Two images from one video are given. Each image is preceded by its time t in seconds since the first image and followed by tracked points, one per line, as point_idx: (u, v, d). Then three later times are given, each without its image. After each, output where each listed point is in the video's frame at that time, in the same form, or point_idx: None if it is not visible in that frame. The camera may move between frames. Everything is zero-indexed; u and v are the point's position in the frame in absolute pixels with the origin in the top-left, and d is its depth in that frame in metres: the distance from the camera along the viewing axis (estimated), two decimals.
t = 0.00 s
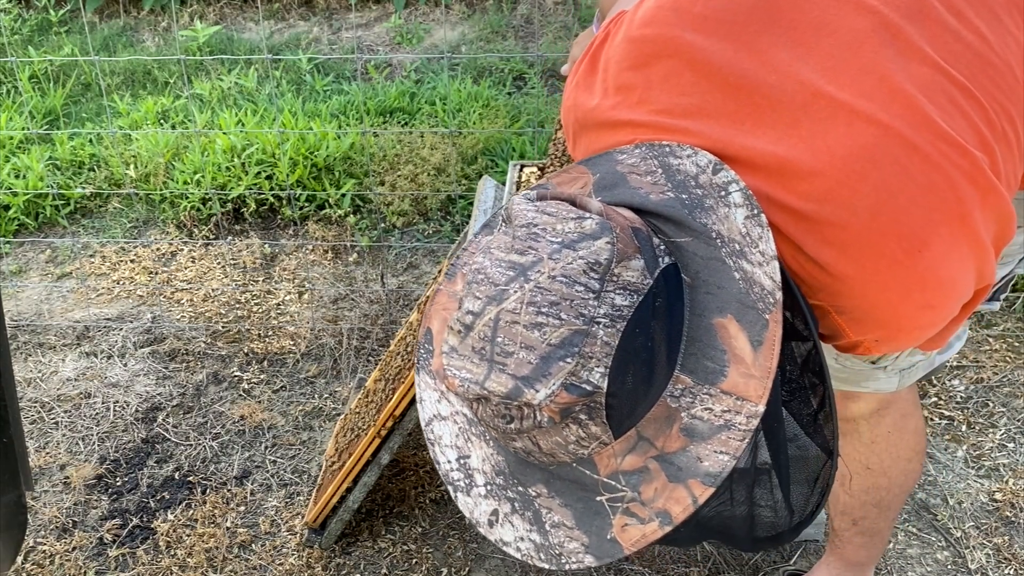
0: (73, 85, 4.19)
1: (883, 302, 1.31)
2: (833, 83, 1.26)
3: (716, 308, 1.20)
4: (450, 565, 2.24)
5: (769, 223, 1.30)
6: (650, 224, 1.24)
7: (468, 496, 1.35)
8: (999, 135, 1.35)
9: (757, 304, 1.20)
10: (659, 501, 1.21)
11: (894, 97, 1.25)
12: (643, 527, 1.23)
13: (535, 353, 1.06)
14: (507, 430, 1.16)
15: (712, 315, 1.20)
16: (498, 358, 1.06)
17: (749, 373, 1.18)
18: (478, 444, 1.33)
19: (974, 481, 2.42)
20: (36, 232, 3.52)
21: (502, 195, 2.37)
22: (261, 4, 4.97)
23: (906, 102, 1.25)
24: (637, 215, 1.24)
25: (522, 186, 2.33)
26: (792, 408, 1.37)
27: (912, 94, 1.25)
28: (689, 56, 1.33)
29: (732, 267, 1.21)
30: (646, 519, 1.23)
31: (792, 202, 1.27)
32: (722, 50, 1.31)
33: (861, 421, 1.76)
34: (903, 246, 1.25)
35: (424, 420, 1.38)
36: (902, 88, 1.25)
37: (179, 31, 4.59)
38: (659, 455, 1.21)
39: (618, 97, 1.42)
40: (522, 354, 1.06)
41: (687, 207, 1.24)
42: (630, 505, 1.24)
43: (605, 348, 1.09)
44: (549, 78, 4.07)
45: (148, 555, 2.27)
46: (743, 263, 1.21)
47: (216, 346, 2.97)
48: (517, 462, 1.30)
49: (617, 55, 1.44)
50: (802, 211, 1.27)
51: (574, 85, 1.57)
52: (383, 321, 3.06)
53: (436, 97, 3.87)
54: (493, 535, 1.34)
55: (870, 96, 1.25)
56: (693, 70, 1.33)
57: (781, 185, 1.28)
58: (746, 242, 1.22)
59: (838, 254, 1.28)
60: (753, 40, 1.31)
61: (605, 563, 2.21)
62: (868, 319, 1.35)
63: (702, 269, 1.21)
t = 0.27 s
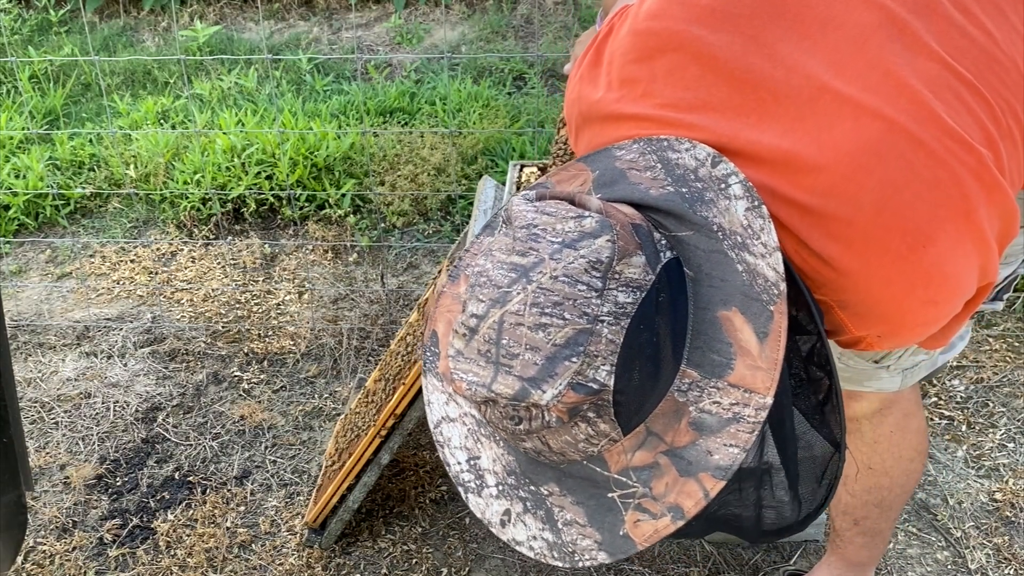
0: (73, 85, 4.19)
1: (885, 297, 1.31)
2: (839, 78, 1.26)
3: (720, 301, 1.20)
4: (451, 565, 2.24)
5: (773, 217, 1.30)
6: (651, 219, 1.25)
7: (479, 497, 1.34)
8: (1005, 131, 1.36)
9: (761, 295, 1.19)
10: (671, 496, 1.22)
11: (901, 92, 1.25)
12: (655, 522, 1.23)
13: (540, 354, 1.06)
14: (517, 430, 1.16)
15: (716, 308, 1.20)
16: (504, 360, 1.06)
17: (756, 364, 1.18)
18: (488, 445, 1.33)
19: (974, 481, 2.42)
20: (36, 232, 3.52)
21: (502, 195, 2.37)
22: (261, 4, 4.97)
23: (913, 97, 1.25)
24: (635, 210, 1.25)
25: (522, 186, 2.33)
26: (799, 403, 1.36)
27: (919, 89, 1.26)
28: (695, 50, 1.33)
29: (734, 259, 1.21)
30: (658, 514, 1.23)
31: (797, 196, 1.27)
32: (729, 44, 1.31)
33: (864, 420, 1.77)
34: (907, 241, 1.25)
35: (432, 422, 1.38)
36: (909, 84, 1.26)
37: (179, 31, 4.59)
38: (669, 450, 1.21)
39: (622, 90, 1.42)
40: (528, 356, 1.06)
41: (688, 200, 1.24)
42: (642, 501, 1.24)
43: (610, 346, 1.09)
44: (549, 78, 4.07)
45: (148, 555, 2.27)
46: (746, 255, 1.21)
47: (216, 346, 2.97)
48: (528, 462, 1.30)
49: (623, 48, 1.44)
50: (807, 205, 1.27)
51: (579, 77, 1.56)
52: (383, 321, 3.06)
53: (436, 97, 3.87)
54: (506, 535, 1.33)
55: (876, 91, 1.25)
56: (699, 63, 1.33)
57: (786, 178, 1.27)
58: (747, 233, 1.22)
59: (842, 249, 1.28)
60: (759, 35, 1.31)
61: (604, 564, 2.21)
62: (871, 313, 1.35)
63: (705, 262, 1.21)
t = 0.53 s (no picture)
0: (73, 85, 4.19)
1: (889, 295, 1.30)
2: (842, 75, 1.26)
3: (727, 299, 1.20)
4: (451, 565, 2.24)
5: (776, 216, 1.29)
6: (652, 221, 1.25)
7: (503, 510, 1.35)
8: (1006, 128, 1.36)
9: (767, 290, 1.19)
10: (692, 496, 1.22)
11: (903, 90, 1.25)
12: (680, 524, 1.23)
13: (551, 365, 1.05)
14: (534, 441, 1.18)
15: (724, 306, 1.19)
16: (516, 373, 1.06)
17: (768, 360, 1.17)
18: (508, 459, 1.34)
19: (974, 481, 2.42)
20: (36, 232, 3.52)
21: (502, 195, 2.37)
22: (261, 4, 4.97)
23: (916, 94, 1.25)
24: (636, 213, 1.25)
25: (522, 186, 2.33)
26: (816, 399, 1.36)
27: (921, 86, 1.26)
28: (697, 48, 1.33)
29: (738, 256, 1.20)
30: (682, 515, 1.23)
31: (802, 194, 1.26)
32: (731, 42, 1.31)
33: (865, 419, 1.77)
34: (911, 238, 1.25)
35: (451, 438, 1.38)
36: (911, 81, 1.26)
37: (179, 31, 4.59)
38: (687, 452, 1.21)
39: (624, 90, 1.42)
40: (540, 368, 1.05)
41: (687, 200, 1.25)
42: (664, 504, 1.24)
43: (621, 351, 1.09)
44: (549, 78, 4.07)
45: (148, 556, 2.27)
46: (749, 252, 1.21)
47: (216, 347, 2.97)
48: (549, 472, 1.31)
49: (624, 47, 1.44)
50: (811, 203, 1.26)
51: (579, 77, 1.56)
52: (383, 321, 3.06)
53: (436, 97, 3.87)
54: (532, 546, 1.34)
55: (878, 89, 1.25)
56: (701, 62, 1.33)
57: (790, 176, 1.27)
58: (749, 229, 1.22)
59: (847, 247, 1.27)
60: (761, 33, 1.31)
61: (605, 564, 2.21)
62: (873, 311, 1.35)
63: (709, 261, 1.21)
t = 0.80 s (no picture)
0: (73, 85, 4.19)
1: (888, 285, 1.31)
2: (841, 65, 1.26)
3: (726, 289, 1.20)
4: (450, 565, 2.24)
5: (776, 205, 1.30)
6: (650, 213, 1.25)
7: (509, 508, 1.34)
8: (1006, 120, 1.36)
9: (766, 278, 1.20)
10: (698, 486, 1.22)
11: (902, 79, 1.25)
12: (686, 515, 1.23)
13: (552, 361, 1.06)
14: (537, 438, 1.17)
15: (723, 297, 1.20)
16: (518, 370, 1.06)
17: (770, 347, 1.18)
18: (512, 456, 1.34)
19: (975, 481, 2.42)
20: (36, 232, 3.51)
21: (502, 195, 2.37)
22: (261, 5, 4.97)
23: (915, 84, 1.25)
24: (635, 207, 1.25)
25: (522, 186, 2.33)
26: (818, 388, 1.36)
27: (920, 76, 1.26)
28: (696, 38, 1.33)
29: (735, 245, 1.21)
30: (687, 507, 1.23)
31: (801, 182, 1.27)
32: (728, 33, 1.32)
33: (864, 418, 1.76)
34: (911, 228, 1.25)
35: (455, 437, 1.38)
36: (910, 71, 1.26)
37: (179, 31, 4.59)
38: (691, 443, 1.21)
39: (622, 81, 1.41)
40: (540, 363, 1.06)
41: (684, 190, 1.25)
42: (669, 496, 1.24)
43: (622, 344, 1.10)
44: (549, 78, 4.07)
45: (149, 555, 2.27)
46: (747, 240, 1.21)
47: (216, 347, 2.97)
48: (552, 467, 1.30)
49: (622, 37, 1.43)
50: (810, 191, 1.26)
51: (579, 69, 1.55)
52: (383, 321, 3.06)
53: (436, 97, 3.87)
54: (539, 543, 1.33)
55: (876, 78, 1.25)
56: (700, 51, 1.33)
57: (789, 165, 1.27)
58: (746, 218, 1.22)
59: (845, 236, 1.28)
60: (759, 24, 1.31)
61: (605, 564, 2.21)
62: (872, 302, 1.35)
63: (707, 251, 1.22)
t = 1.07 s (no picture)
0: (73, 85, 4.20)
1: (863, 221, 1.11)
2: None
3: (678, 157, 0.98)
4: (450, 565, 2.24)
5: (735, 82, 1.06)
6: (615, 84, 1.02)
7: (458, 362, 1.17)
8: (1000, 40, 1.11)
9: (716, 151, 0.97)
10: (628, 348, 1.02)
11: None
12: (614, 376, 1.03)
13: (498, 216, 0.93)
14: (483, 292, 1.02)
15: (674, 166, 0.99)
16: (466, 222, 0.95)
17: (709, 219, 0.96)
18: (466, 313, 1.14)
19: (975, 482, 2.42)
20: (37, 232, 3.52)
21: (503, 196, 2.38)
22: (261, 5, 4.97)
23: None
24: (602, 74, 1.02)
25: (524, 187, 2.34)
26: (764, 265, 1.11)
27: None
28: None
29: (691, 118, 0.98)
30: (617, 366, 1.03)
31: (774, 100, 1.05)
32: None
33: (868, 415, 1.75)
34: (875, 125, 1.01)
35: (417, 291, 1.17)
36: None
37: (179, 31, 4.59)
38: (628, 307, 1.01)
39: None
40: (487, 218, 0.94)
41: (652, 63, 1.01)
42: (600, 355, 1.04)
43: (568, 205, 0.94)
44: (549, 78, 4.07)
45: (148, 556, 2.27)
46: (703, 113, 0.98)
47: (216, 346, 2.97)
48: (504, 325, 1.10)
49: None
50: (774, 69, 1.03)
51: None
52: (383, 321, 3.06)
53: (436, 97, 3.87)
54: (480, 399, 1.15)
55: None
56: None
57: (760, 78, 1.05)
58: (705, 92, 0.99)
59: (809, 126, 1.03)
60: None
61: (605, 564, 2.21)
62: (845, 238, 1.16)
63: (667, 122, 0.99)
